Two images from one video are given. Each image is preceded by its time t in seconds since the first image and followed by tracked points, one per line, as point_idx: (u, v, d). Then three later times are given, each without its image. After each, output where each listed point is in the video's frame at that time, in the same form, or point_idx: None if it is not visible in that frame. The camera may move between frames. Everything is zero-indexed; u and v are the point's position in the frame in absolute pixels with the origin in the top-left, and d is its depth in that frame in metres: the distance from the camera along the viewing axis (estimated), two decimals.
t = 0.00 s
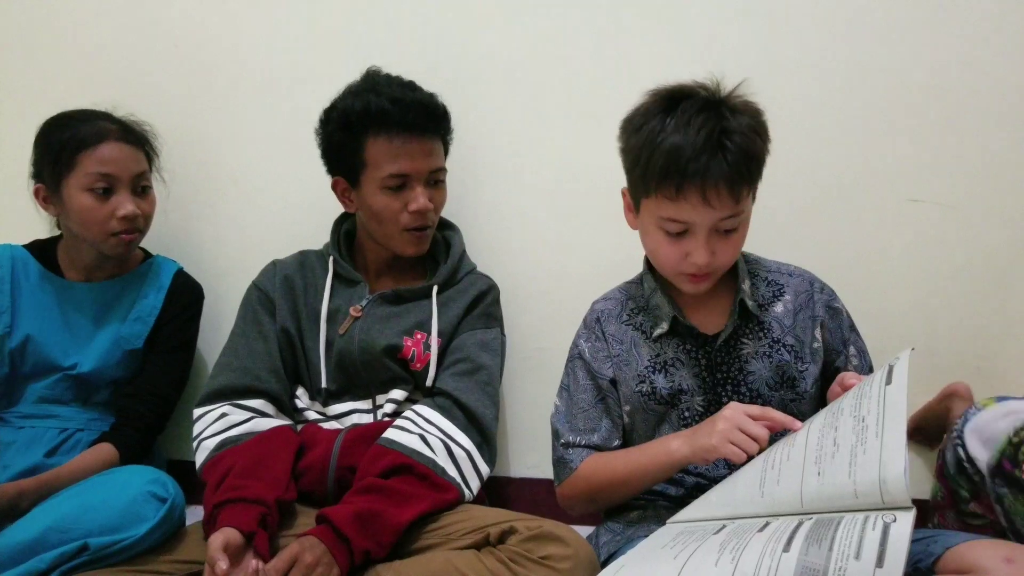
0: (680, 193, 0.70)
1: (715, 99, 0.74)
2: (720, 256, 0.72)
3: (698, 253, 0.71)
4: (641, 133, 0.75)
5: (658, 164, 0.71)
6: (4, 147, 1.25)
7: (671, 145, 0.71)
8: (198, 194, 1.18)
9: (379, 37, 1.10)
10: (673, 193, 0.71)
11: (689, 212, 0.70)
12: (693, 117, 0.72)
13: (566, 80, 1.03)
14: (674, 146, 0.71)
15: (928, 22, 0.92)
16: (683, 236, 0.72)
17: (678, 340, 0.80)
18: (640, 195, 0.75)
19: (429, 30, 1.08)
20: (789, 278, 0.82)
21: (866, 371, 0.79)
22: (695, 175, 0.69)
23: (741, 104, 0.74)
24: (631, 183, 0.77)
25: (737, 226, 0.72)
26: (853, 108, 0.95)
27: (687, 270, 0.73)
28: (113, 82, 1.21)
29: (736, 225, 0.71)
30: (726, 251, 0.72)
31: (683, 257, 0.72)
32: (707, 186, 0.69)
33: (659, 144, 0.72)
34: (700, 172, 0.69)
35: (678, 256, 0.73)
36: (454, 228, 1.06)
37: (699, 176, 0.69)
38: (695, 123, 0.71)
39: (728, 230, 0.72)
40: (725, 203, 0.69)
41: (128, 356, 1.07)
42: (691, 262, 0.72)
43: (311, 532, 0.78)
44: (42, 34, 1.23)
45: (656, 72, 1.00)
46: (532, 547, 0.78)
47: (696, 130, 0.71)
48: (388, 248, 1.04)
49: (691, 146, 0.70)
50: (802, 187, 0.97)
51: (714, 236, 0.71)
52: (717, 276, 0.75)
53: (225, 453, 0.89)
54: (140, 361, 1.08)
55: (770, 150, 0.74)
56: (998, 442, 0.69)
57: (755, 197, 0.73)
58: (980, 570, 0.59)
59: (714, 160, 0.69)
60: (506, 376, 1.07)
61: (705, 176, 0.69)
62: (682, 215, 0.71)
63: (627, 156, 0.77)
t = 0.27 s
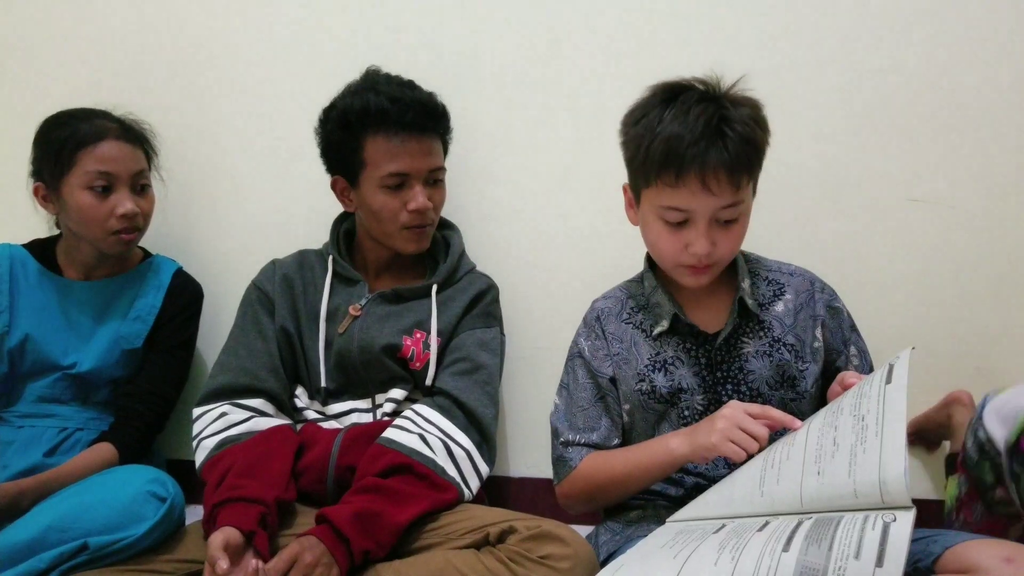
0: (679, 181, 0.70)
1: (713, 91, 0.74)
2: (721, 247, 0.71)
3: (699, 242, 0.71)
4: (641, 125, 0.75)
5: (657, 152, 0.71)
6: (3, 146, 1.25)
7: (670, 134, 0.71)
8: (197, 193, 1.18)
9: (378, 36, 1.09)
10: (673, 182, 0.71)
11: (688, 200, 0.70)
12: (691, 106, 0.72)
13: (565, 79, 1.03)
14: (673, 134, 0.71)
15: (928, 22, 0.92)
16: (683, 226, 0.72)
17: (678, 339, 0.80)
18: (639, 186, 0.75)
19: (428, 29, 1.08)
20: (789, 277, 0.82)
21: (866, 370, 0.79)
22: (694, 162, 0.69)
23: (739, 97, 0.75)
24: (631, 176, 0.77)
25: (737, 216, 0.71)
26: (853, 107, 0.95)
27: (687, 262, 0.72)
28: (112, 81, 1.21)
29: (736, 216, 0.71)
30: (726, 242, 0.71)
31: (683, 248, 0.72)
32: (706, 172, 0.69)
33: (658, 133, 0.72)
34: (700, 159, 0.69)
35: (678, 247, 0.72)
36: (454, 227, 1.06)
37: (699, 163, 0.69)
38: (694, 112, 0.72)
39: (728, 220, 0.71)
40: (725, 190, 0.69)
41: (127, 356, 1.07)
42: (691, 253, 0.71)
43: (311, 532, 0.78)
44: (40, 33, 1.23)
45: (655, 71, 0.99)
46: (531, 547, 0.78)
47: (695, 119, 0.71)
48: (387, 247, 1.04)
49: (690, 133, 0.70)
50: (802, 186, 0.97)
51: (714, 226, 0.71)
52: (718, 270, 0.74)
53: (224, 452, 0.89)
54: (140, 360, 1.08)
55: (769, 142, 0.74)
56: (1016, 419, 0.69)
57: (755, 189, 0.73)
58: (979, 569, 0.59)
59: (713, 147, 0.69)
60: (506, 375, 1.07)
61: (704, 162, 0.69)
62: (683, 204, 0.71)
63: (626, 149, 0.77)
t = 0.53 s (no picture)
0: (679, 185, 0.70)
1: (714, 94, 0.74)
2: (722, 251, 0.71)
3: (699, 247, 0.70)
4: (641, 129, 0.75)
5: (657, 156, 0.71)
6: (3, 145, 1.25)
7: (670, 138, 0.71)
8: (198, 192, 1.18)
9: (378, 36, 1.09)
10: (673, 186, 0.70)
11: (689, 204, 0.70)
12: (691, 110, 0.72)
13: (565, 78, 1.03)
14: (673, 138, 0.71)
15: (930, 22, 0.92)
16: (684, 230, 0.72)
17: (679, 341, 0.80)
18: (640, 191, 0.75)
19: (429, 28, 1.08)
20: (790, 278, 0.82)
21: (867, 372, 0.79)
22: (694, 165, 0.69)
23: (739, 100, 0.75)
24: (632, 180, 0.77)
25: (739, 220, 0.71)
26: (853, 108, 0.94)
27: (688, 266, 0.72)
28: (112, 80, 1.21)
29: (737, 219, 0.71)
30: (728, 247, 0.71)
31: (684, 253, 0.72)
32: (706, 176, 0.69)
33: (658, 137, 0.72)
34: (700, 162, 0.69)
35: (679, 251, 0.72)
36: (454, 227, 1.06)
37: (699, 167, 0.69)
38: (693, 116, 0.71)
39: (730, 225, 0.71)
40: (725, 194, 0.69)
41: (128, 355, 1.07)
42: (693, 257, 0.71)
43: (312, 532, 0.78)
44: (40, 32, 1.23)
45: (655, 71, 0.99)
46: (532, 547, 0.78)
47: (695, 123, 0.71)
48: (388, 248, 1.03)
49: (690, 137, 0.70)
50: (803, 186, 0.97)
51: (715, 230, 0.71)
52: (720, 274, 0.74)
53: (225, 451, 0.89)
54: (140, 359, 1.08)
55: (769, 146, 0.74)
56: None
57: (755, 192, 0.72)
58: (979, 570, 0.58)
59: (713, 151, 0.69)
60: (507, 375, 1.07)
61: (704, 166, 0.69)
62: (683, 207, 0.70)
63: (626, 153, 0.77)
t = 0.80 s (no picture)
0: (651, 206, 0.70)
1: (707, 107, 0.72)
2: (695, 272, 0.71)
3: (671, 268, 0.71)
4: (632, 140, 0.74)
5: (635, 175, 0.71)
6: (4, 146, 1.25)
7: (649, 158, 0.70)
8: (199, 192, 1.18)
9: (378, 37, 1.09)
10: (646, 208, 0.70)
11: (661, 226, 0.69)
12: (674, 129, 0.70)
13: (566, 79, 1.02)
14: (652, 158, 0.70)
15: (932, 23, 0.92)
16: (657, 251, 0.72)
17: (681, 344, 0.80)
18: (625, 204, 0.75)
19: (430, 29, 1.07)
20: (792, 282, 0.81)
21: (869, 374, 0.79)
22: (665, 192, 0.68)
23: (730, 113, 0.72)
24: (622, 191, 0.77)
25: (713, 243, 0.70)
26: (854, 109, 0.94)
27: (662, 286, 0.73)
28: (113, 81, 1.21)
29: (712, 242, 0.70)
30: (702, 268, 0.71)
31: (657, 273, 0.72)
32: (674, 202, 0.68)
33: (640, 155, 0.71)
34: (668, 186, 0.68)
35: (653, 270, 0.72)
36: (455, 227, 1.06)
37: (670, 194, 0.68)
38: (674, 137, 0.70)
39: (704, 248, 0.70)
40: (696, 218, 0.68)
41: (129, 355, 1.07)
42: (664, 279, 0.72)
43: (315, 532, 0.78)
44: (41, 33, 1.23)
45: (656, 72, 0.99)
46: (533, 548, 0.78)
47: (673, 142, 0.70)
48: (388, 248, 1.03)
49: (663, 158, 0.69)
50: (804, 186, 0.97)
51: (687, 254, 0.70)
52: (700, 292, 0.74)
53: (226, 452, 0.89)
54: (141, 360, 1.08)
55: (758, 167, 0.71)
56: None
57: (738, 215, 0.71)
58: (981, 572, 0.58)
59: (686, 177, 0.68)
60: (508, 375, 1.07)
61: (674, 193, 0.68)
62: (656, 230, 0.70)
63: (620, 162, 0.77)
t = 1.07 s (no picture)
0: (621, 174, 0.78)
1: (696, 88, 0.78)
2: (660, 237, 0.75)
3: (638, 232, 0.77)
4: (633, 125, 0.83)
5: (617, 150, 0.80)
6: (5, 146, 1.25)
7: (625, 130, 0.78)
8: (200, 193, 1.18)
9: (380, 38, 1.09)
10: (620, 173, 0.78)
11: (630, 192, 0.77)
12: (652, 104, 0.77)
13: (567, 80, 1.03)
14: (626, 130, 0.78)
15: (932, 25, 0.92)
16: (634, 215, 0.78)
17: (688, 342, 0.80)
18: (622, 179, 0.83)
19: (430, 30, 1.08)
20: (811, 291, 0.80)
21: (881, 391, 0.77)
22: (629, 154, 0.76)
23: (711, 93, 0.76)
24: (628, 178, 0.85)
25: (672, 205, 0.74)
26: (855, 111, 0.94)
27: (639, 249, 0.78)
28: (114, 82, 1.21)
29: (671, 204, 0.74)
30: (666, 233, 0.75)
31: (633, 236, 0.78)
32: (631, 164, 0.76)
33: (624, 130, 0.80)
34: (627, 149, 0.76)
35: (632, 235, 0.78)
36: (456, 229, 1.07)
37: (632, 155, 0.75)
38: (647, 109, 0.77)
39: (666, 211, 0.75)
40: (651, 178, 0.75)
41: (130, 356, 1.08)
42: (637, 240, 0.77)
43: (316, 533, 0.78)
44: (43, 34, 1.23)
45: (657, 74, 0.99)
46: (533, 549, 0.78)
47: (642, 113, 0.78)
48: (388, 249, 1.03)
49: (629, 129, 0.78)
50: (805, 188, 0.97)
51: (653, 214, 0.76)
52: (676, 263, 0.76)
53: (226, 454, 0.89)
54: (142, 361, 1.09)
55: (733, 137, 0.74)
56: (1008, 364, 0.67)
57: (708, 181, 0.74)
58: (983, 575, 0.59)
59: (645, 140, 0.75)
60: (509, 377, 1.07)
61: (633, 154, 0.75)
62: (628, 193, 0.77)
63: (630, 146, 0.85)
